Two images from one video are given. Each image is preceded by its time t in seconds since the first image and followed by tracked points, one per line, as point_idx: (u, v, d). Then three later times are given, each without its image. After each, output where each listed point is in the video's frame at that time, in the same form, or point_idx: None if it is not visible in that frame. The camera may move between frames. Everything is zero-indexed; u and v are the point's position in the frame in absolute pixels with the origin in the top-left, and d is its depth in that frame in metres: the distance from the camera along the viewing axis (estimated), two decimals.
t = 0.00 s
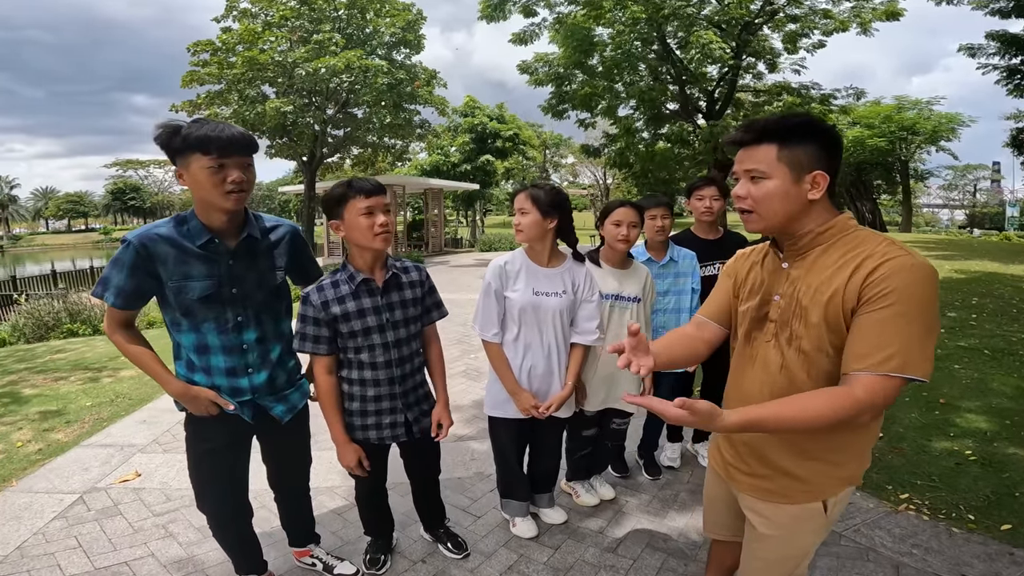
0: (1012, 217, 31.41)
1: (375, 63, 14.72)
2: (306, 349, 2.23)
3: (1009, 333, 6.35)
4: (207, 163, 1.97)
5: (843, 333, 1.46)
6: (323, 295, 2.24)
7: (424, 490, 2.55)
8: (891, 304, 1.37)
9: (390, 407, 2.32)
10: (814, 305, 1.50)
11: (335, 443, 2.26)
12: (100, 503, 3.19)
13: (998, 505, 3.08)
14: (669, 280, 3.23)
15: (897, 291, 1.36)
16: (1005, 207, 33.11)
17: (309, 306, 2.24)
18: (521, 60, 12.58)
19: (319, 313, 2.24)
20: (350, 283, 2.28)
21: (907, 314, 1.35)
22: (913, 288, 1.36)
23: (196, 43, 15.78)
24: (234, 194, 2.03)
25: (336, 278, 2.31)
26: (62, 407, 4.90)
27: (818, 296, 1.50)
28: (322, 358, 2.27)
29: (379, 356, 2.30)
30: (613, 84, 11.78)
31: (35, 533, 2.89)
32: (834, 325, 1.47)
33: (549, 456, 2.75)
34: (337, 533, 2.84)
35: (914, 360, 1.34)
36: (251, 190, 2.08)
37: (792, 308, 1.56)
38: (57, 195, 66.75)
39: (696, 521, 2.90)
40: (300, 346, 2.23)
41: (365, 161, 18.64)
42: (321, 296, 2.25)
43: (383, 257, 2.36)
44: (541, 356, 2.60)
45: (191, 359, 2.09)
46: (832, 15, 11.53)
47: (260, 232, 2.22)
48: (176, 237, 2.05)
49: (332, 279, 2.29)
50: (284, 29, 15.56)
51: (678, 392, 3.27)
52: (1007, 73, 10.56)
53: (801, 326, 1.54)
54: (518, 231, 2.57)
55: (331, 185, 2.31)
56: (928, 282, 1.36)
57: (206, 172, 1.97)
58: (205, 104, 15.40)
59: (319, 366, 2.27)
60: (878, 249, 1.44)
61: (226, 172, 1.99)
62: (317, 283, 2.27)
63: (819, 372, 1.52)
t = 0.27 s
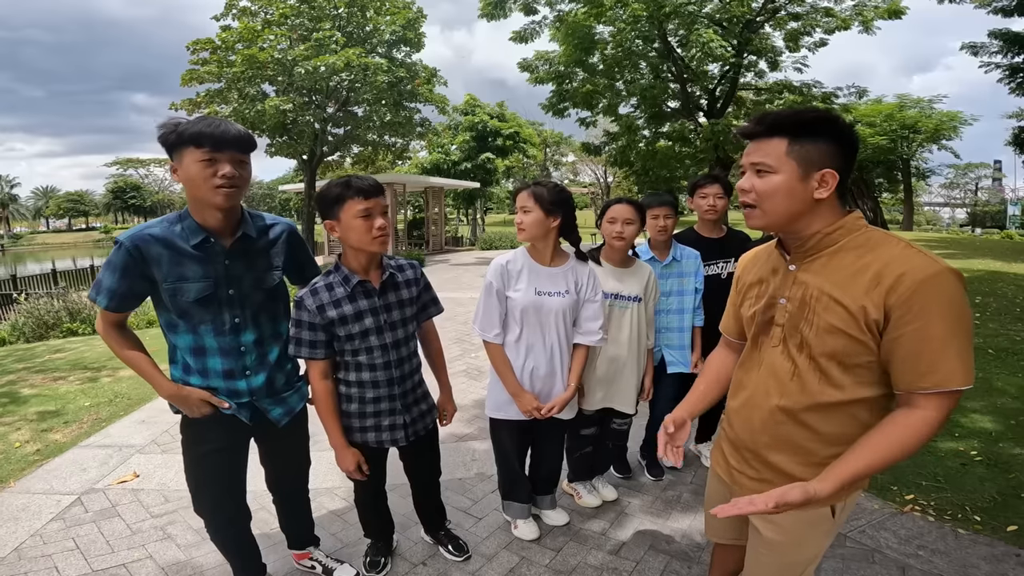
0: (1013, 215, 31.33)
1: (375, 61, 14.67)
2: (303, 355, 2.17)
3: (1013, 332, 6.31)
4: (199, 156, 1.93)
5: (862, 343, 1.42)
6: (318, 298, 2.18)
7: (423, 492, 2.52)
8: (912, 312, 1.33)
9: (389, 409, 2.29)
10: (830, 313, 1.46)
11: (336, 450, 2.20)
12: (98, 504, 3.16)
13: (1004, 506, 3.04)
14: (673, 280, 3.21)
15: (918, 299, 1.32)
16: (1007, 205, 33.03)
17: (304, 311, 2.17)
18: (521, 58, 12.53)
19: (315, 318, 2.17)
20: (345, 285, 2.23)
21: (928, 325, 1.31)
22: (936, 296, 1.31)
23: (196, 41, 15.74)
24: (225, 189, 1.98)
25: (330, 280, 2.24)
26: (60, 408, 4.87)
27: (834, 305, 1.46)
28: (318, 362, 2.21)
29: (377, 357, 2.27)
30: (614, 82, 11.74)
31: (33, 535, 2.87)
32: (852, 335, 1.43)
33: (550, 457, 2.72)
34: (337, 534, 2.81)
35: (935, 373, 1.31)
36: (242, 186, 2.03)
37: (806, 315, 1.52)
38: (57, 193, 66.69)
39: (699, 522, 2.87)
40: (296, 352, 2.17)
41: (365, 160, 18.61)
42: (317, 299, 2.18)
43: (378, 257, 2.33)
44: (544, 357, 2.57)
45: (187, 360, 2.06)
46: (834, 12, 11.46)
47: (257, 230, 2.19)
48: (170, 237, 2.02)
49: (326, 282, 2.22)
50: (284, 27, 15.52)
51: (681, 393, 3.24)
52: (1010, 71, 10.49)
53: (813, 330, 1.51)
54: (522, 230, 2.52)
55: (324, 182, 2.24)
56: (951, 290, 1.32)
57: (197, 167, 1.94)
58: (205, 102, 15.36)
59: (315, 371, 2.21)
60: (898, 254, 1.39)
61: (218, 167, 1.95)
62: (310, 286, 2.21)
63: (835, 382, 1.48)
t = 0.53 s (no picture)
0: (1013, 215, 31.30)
1: (374, 59, 14.65)
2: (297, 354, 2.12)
3: (1015, 331, 6.28)
4: (192, 148, 1.91)
5: (866, 342, 1.39)
6: (313, 295, 2.15)
7: (421, 493, 2.49)
8: (917, 310, 1.30)
9: (383, 409, 2.26)
10: (833, 312, 1.43)
11: (328, 449, 2.18)
12: (93, 504, 3.13)
13: (1007, 507, 3.01)
14: (674, 278, 3.18)
15: (923, 297, 1.29)
16: (1007, 205, 32.99)
17: (298, 308, 2.14)
18: (521, 56, 12.49)
19: (310, 315, 2.14)
20: (341, 282, 2.21)
21: (935, 323, 1.28)
22: (942, 292, 1.28)
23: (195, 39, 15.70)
24: (217, 180, 1.94)
25: (326, 277, 2.22)
26: (57, 407, 4.84)
27: (838, 303, 1.43)
28: (313, 362, 2.16)
29: (372, 356, 2.24)
30: (614, 81, 11.71)
31: (27, 535, 2.84)
32: (855, 335, 1.40)
33: (550, 457, 2.69)
34: (334, 535, 2.78)
35: (940, 371, 1.28)
36: (235, 178, 1.98)
37: (808, 313, 1.49)
38: (57, 192, 66.65)
39: (699, 523, 2.84)
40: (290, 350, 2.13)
41: (365, 158, 18.57)
42: (312, 296, 2.15)
43: (374, 254, 2.29)
44: (544, 357, 2.54)
45: (179, 360, 2.03)
46: (835, 11, 11.43)
47: (252, 228, 2.16)
48: (161, 234, 2.00)
49: (323, 278, 2.20)
50: (283, 26, 15.49)
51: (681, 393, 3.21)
52: (1011, 70, 10.46)
53: (815, 329, 1.48)
54: (531, 226, 2.47)
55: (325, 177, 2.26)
56: (957, 287, 1.29)
57: (189, 158, 1.91)
58: (204, 101, 15.32)
59: (309, 370, 2.17)
60: (901, 250, 1.36)
61: (209, 157, 1.92)
62: (305, 283, 2.18)
63: (839, 382, 1.45)
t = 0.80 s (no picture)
0: (1011, 214, 31.34)
1: (372, 58, 14.63)
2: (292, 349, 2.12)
3: (1013, 331, 6.29)
4: (189, 147, 1.90)
5: (860, 342, 1.39)
6: (309, 289, 2.16)
7: (417, 492, 2.48)
8: (911, 311, 1.29)
9: (377, 407, 2.26)
10: (827, 312, 1.43)
11: (323, 447, 2.16)
12: (88, 504, 3.11)
13: (1003, 507, 3.01)
14: (672, 277, 3.18)
15: (917, 297, 1.29)
16: (1005, 205, 33.01)
17: (294, 300, 2.13)
18: (520, 55, 12.47)
19: (305, 309, 2.13)
20: (338, 277, 2.20)
21: (928, 324, 1.27)
22: (936, 293, 1.28)
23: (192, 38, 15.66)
24: (216, 179, 1.93)
25: (323, 272, 2.22)
26: (53, 406, 4.83)
27: (832, 303, 1.42)
28: (307, 356, 2.15)
29: (366, 354, 2.23)
30: (613, 80, 11.70)
31: (22, 535, 2.83)
32: (848, 335, 1.39)
33: (546, 457, 2.69)
34: (330, 535, 2.78)
35: (931, 372, 1.28)
36: (232, 176, 1.97)
37: (803, 313, 1.49)
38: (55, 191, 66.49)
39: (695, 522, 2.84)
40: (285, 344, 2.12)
41: (363, 157, 18.54)
42: (308, 290, 2.15)
43: (372, 254, 2.28)
44: (543, 356, 2.54)
45: (176, 360, 2.02)
46: (833, 11, 11.42)
47: (249, 227, 2.15)
48: (157, 234, 1.99)
49: (319, 273, 2.20)
50: (282, 24, 15.45)
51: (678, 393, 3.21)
52: (1009, 70, 10.46)
53: (809, 328, 1.47)
54: (547, 222, 2.46)
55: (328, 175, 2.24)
56: (952, 288, 1.28)
57: (187, 157, 1.90)
58: (201, 100, 15.29)
59: (304, 365, 2.16)
60: (896, 251, 1.36)
61: (208, 157, 1.91)
62: (302, 277, 2.18)
63: (832, 383, 1.45)
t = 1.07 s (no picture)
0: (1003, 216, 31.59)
1: (368, 58, 14.61)
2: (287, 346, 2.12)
3: (1004, 331, 6.34)
4: (188, 147, 1.89)
5: (857, 346, 1.40)
6: (306, 288, 2.16)
7: (413, 493, 2.48)
8: (910, 315, 1.31)
9: (372, 408, 2.25)
10: (824, 314, 1.44)
11: (316, 446, 2.14)
12: (82, 505, 3.09)
13: (995, 506, 3.04)
14: (669, 278, 3.19)
15: (916, 302, 1.30)
16: (996, 206, 33.30)
17: (290, 299, 2.13)
18: (516, 56, 12.48)
19: (301, 307, 2.13)
20: (335, 277, 2.20)
21: (926, 330, 1.29)
22: (934, 298, 1.30)
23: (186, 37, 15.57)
24: (215, 178, 1.93)
25: (320, 271, 2.22)
26: (45, 407, 4.79)
27: (829, 306, 1.43)
28: (302, 356, 2.14)
29: (361, 354, 2.23)
30: (608, 81, 11.73)
31: (14, 536, 2.80)
32: (846, 338, 1.40)
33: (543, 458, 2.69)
34: (326, 536, 2.77)
35: (928, 377, 1.30)
36: (231, 176, 1.97)
37: (800, 315, 1.50)
38: (46, 190, 65.96)
39: (691, 523, 2.85)
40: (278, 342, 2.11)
41: (358, 157, 18.49)
42: (304, 288, 2.15)
43: (369, 254, 2.28)
44: (544, 357, 2.56)
45: (174, 360, 2.01)
46: (828, 13, 11.49)
47: (247, 226, 2.14)
48: (156, 233, 1.98)
49: (316, 272, 2.20)
50: (277, 24, 15.40)
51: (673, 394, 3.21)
52: (1001, 72, 10.55)
53: (806, 330, 1.48)
54: (551, 222, 2.46)
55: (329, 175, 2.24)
56: (948, 294, 1.30)
57: (186, 157, 1.89)
58: (195, 99, 15.21)
59: (299, 364, 2.15)
60: (894, 255, 1.37)
61: (207, 156, 1.90)
62: (299, 276, 2.18)
63: (829, 385, 1.46)
